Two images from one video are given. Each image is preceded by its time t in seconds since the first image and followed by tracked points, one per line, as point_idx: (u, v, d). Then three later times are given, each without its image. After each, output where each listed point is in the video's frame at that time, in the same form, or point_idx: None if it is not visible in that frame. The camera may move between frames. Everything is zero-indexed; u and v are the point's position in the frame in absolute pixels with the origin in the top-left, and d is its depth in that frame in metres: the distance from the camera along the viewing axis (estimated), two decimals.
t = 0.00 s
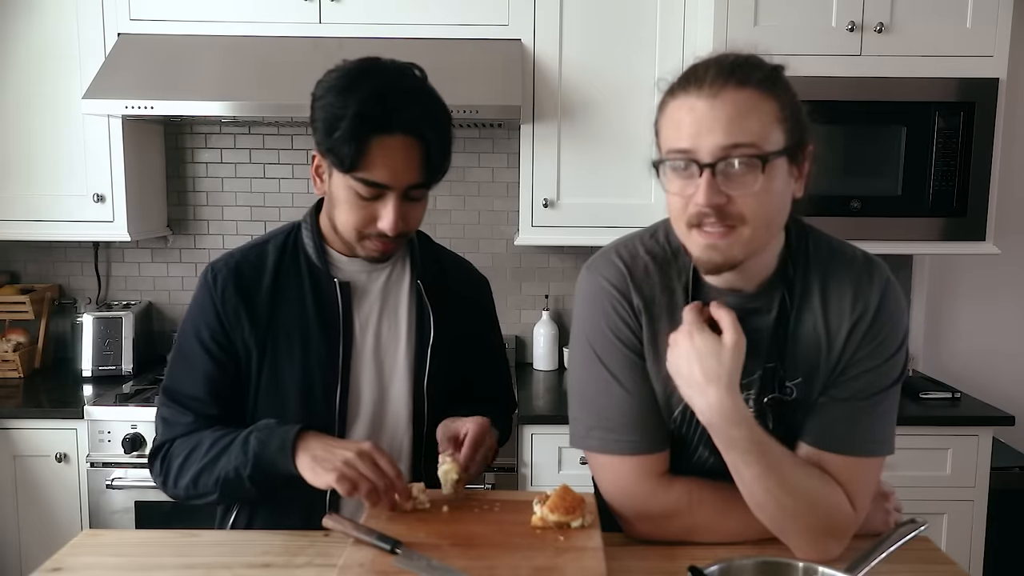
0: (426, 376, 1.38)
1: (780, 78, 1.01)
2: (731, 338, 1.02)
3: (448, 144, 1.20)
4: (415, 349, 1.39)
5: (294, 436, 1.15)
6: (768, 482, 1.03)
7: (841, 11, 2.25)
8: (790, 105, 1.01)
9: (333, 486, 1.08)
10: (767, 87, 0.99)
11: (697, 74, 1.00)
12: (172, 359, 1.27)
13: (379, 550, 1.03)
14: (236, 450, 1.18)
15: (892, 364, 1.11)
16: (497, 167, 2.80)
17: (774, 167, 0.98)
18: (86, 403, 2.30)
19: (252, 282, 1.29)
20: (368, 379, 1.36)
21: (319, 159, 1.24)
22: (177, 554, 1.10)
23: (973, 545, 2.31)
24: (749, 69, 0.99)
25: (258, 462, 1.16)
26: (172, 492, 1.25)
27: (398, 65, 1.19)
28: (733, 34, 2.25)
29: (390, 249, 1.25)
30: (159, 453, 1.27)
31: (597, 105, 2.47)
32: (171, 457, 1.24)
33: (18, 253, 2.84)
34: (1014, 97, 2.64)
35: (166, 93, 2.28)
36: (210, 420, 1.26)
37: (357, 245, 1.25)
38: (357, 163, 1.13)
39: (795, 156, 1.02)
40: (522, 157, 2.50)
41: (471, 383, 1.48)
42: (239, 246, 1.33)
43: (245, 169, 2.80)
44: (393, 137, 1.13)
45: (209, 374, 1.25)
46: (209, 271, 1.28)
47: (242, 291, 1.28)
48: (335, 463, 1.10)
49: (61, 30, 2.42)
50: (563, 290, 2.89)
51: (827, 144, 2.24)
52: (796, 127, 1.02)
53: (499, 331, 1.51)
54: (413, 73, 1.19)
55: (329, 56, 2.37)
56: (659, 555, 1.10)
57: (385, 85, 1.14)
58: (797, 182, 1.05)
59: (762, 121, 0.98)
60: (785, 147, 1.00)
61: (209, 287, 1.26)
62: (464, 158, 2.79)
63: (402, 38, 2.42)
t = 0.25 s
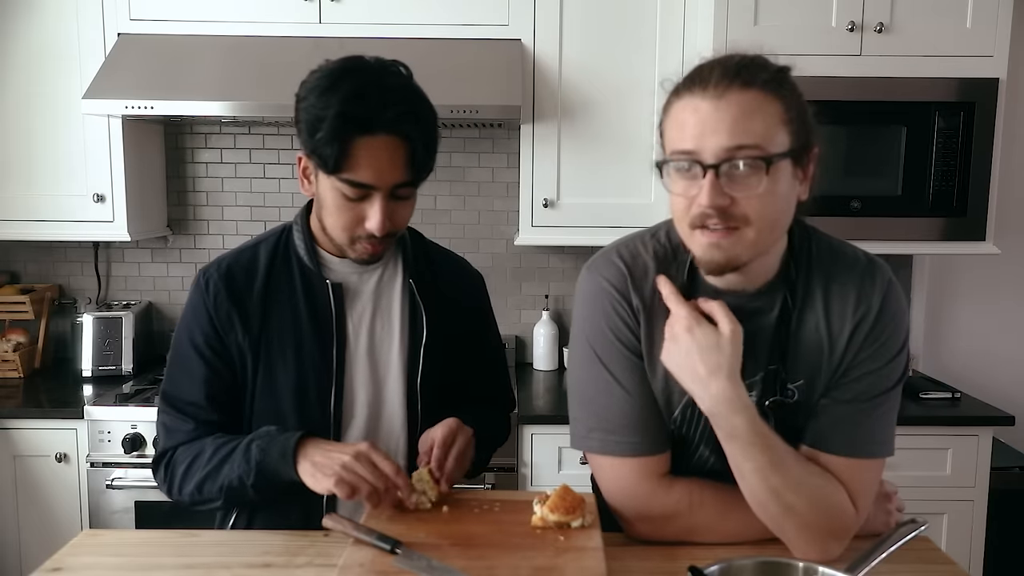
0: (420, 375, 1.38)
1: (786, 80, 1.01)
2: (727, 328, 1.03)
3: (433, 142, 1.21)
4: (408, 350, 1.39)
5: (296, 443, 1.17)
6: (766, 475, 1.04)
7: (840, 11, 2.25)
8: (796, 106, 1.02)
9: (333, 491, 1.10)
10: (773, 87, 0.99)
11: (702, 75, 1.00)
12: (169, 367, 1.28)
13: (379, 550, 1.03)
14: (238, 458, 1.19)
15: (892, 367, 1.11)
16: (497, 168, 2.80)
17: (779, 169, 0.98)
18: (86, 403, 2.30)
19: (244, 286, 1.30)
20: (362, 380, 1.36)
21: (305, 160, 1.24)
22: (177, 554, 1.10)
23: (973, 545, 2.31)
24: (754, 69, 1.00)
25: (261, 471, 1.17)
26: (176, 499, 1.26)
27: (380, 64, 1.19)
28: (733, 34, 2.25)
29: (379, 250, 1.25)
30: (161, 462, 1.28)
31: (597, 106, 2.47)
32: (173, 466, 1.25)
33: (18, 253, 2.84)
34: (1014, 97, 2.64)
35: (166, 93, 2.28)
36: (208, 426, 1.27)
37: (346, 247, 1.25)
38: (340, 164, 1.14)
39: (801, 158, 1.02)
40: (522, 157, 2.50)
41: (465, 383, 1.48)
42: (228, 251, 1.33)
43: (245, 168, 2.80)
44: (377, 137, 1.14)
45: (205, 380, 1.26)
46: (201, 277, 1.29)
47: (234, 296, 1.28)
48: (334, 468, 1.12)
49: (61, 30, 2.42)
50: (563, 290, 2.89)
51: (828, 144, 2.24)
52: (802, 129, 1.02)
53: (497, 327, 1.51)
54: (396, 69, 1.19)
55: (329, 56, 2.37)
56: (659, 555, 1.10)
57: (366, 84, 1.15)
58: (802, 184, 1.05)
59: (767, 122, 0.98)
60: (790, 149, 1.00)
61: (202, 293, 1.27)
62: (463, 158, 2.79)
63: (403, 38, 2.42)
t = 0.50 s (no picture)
0: (417, 376, 1.38)
1: (790, 81, 1.01)
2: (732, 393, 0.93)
3: (423, 142, 1.20)
4: (405, 350, 1.39)
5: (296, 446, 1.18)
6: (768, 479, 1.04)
7: (841, 11, 2.25)
8: (799, 108, 1.01)
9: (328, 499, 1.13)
10: (776, 89, 0.99)
11: (705, 75, 1.00)
12: (165, 367, 1.29)
13: (379, 550, 1.03)
14: (237, 463, 1.19)
15: (895, 368, 1.11)
16: (497, 167, 2.80)
17: (779, 173, 0.98)
18: (86, 403, 2.30)
19: (239, 287, 1.30)
20: (358, 381, 1.36)
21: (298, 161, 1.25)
22: (177, 554, 1.10)
23: (973, 545, 2.31)
24: (758, 69, 0.99)
25: (262, 476, 1.18)
26: (175, 499, 1.27)
27: (370, 63, 1.19)
28: (733, 34, 2.25)
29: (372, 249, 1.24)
30: (159, 463, 1.28)
31: (597, 105, 2.47)
32: (170, 467, 1.25)
33: (18, 253, 2.84)
34: (1014, 97, 2.64)
35: (166, 93, 2.28)
36: (203, 426, 1.27)
37: (338, 246, 1.25)
38: (331, 163, 1.14)
39: (803, 161, 1.02)
40: (522, 157, 2.50)
41: (463, 383, 1.48)
42: (224, 251, 1.34)
43: (245, 168, 2.80)
44: (366, 136, 1.14)
45: (201, 382, 1.26)
46: (196, 278, 1.29)
47: (229, 297, 1.28)
48: (327, 475, 1.14)
49: (61, 30, 2.42)
50: (563, 290, 2.89)
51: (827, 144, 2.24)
52: (804, 130, 1.02)
53: (494, 327, 1.51)
54: (386, 68, 1.20)
55: (329, 56, 2.37)
56: (659, 554, 1.10)
57: (355, 83, 1.15)
58: (805, 185, 1.05)
59: (769, 125, 0.97)
60: (792, 153, 1.00)
61: (196, 294, 1.28)
62: (463, 158, 2.79)
63: (403, 38, 2.42)
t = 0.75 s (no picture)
0: (417, 376, 1.38)
1: (783, 81, 1.01)
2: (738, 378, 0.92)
3: (425, 141, 1.20)
4: (406, 350, 1.39)
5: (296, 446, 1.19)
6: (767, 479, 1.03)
7: (841, 11, 2.25)
8: (793, 108, 1.01)
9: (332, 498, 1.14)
10: (768, 90, 0.99)
11: (694, 79, 1.00)
12: (163, 365, 1.28)
13: (379, 550, 1.03)
14: (238, 461, 1.20)
15: (896, 368, 1.11)
16: (497, 167, 2.80)
17: (771, 174, 0.98)
18: (86, 403, 2.30)
19: (239, 286, 1.30)
20: (358, 381, 1.36)
21: (299, 161, 1.25)
22: (177, 554, 1.10)
23: (972, 545, 2.31)
24: (751, 71, 1.00)
25: (263, 474, 1.19)
26: (174, 496, 1.27)
27: (372, 63, 1.19)
28: (733, 34, 2.25)
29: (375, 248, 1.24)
30: (157, 460, 1.28)
31: (597, 105, 2.47)
32: (169, 465, 1.25)
33: (18, 253, 2.84)
34: (1014, 97, 2.64)
35: (167, 93, 2.28)
36: (203, 424, 1.27)
37: (341, 246, 1.25)
38: (333, 163, 1.14)
39: (798, 161, 1.01)
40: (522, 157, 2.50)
41: (463, 383, 1.48)
42: (224, 250, 1.33)
43: (245, 168, 2.80)
44: (368, 136, 1.14)
45: (201, 380, 1.26)
46: (196, 276, 1.29)
47: (229, 295, 1.28)
48: (329, 475, 1.14)
49: (61, 30, 2.42)
50: (563, 290, 2.89)
51: (828, 144, 2.24)
52: (798, 130, 1.02)
53: (494, 327, 1.51)
54: (388, 68, 1.20)
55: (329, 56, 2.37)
56: (659, 554, 1.10)
57: (357, 83, 1.15)
58: (801, 185, 1.05)
59: (761, 126, 0.97)
60: (784, 153, 0.99)
61: (196, 293, 1.27)
62: (463, 158, 2.79)
63: (403, 38, 2.42)
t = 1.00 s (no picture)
0: (418, 375, 1.38)
1: (786, 79, 1.01)
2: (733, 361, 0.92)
3: (429, 141, 1.21)
4: (407, 349, 1.39)
5: (304, 446, 1.19)
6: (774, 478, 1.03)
7: (841, 11, 2.25)
8: (797, 107, 1.02)
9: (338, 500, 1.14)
10: (774, 87, 0.99)
11: (702, 76, 1.00)
12: (165, 363, 1.28)
13: (379, 550, 1.03)
14: (244, 463, 1.20)
15: (894, 369, 1.11)
16: (497, 167, 2.80)
17: (783, 169, 0.98)
18: (86, 403, 2.30)
19: (241, 284, 1.30)
20: (359, 380, 1.36)
21: (302, 160, 1.25)
22: (177, 554, 1.10)
23: (972, 545, 2.31)
24: (758, 69, 1.00)
25: (272, 476, 1.19)
26: (176, 496, 1.27)
27: (376, 62, 1.19)
28: (733, 34, 2.25)
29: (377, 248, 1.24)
30: (159, 459, 1.28)
31: (597, 105, 2.47)
32: (172, 464, 1.25)
33: (18, 253, 2.84)
34: (1014, 97, 2.64)
35: (166, 93, 2.28)
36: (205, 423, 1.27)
37: (342, 246, 1.25)
38: (336, 163, 1.14)
39: (803, 157, 1.02)
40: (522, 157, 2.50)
41: (463, 384, 1.48)
42: (226, 248, 1.33)
43: (245, 168, 2.80)
44: (372, 135, 1.14)
45: (204, 378, 1.26)
46: (198, 274, 1.29)
47: (231, 294, 1.28)
48: (333, 478, 1.14)
49: (61, 30, 2.42)
50: (563, 290, 2.89)
51: (828, 144, 2.24)
52: (802, 128, 1.02)
53: (494, 328, 1.51)
54: (392, 68, 1.20)
55: (329, 56, 2.37)
56: (659, 554, 1.10)
57: (361, 83, 1.15)
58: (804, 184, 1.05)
59: (771, 121, 0.98)
60: (793, 147, 1.00)
61: (199, 291, 1.27)
62: (463, 158, 2.79)
63: (403, 38, 2.42)
